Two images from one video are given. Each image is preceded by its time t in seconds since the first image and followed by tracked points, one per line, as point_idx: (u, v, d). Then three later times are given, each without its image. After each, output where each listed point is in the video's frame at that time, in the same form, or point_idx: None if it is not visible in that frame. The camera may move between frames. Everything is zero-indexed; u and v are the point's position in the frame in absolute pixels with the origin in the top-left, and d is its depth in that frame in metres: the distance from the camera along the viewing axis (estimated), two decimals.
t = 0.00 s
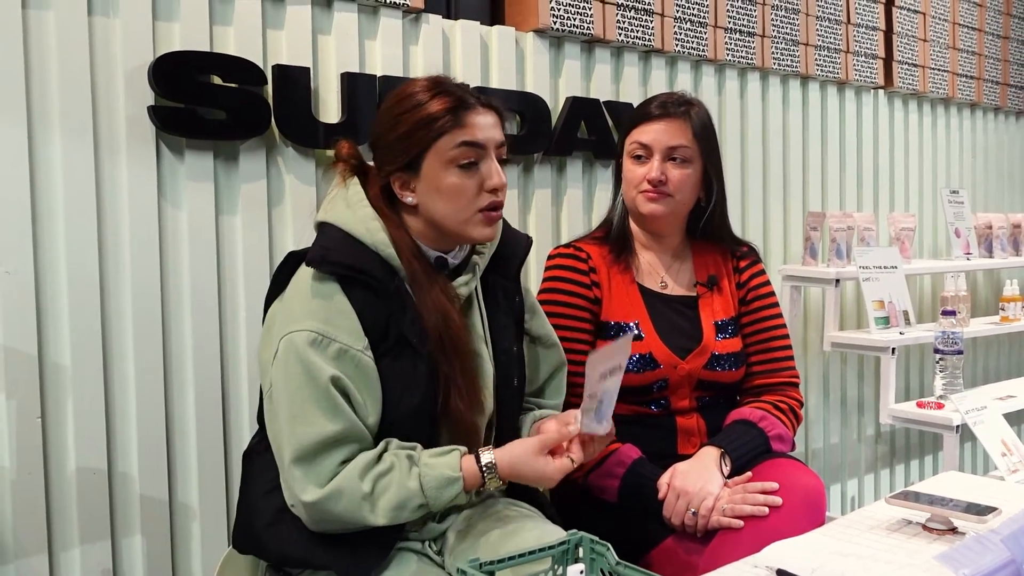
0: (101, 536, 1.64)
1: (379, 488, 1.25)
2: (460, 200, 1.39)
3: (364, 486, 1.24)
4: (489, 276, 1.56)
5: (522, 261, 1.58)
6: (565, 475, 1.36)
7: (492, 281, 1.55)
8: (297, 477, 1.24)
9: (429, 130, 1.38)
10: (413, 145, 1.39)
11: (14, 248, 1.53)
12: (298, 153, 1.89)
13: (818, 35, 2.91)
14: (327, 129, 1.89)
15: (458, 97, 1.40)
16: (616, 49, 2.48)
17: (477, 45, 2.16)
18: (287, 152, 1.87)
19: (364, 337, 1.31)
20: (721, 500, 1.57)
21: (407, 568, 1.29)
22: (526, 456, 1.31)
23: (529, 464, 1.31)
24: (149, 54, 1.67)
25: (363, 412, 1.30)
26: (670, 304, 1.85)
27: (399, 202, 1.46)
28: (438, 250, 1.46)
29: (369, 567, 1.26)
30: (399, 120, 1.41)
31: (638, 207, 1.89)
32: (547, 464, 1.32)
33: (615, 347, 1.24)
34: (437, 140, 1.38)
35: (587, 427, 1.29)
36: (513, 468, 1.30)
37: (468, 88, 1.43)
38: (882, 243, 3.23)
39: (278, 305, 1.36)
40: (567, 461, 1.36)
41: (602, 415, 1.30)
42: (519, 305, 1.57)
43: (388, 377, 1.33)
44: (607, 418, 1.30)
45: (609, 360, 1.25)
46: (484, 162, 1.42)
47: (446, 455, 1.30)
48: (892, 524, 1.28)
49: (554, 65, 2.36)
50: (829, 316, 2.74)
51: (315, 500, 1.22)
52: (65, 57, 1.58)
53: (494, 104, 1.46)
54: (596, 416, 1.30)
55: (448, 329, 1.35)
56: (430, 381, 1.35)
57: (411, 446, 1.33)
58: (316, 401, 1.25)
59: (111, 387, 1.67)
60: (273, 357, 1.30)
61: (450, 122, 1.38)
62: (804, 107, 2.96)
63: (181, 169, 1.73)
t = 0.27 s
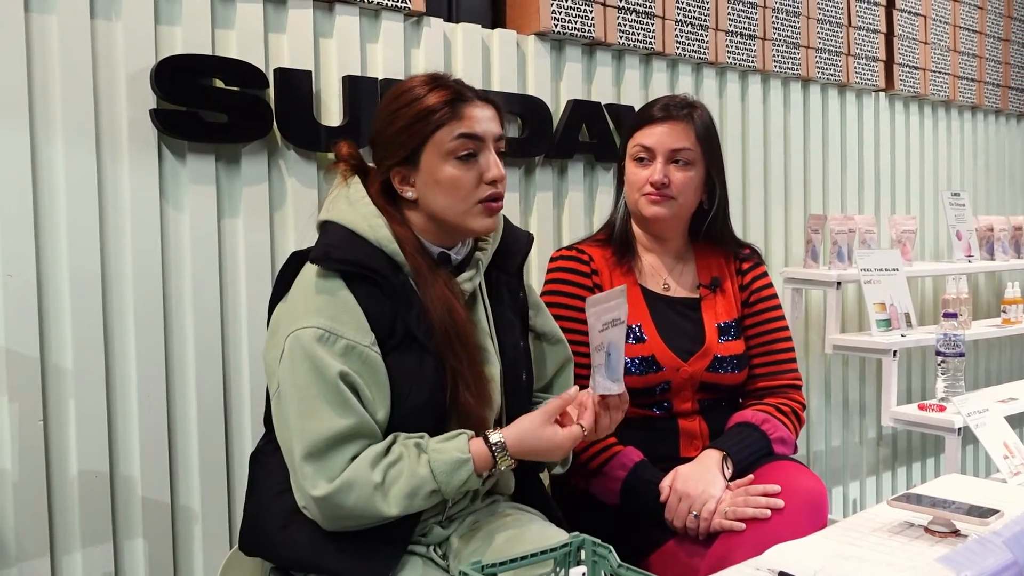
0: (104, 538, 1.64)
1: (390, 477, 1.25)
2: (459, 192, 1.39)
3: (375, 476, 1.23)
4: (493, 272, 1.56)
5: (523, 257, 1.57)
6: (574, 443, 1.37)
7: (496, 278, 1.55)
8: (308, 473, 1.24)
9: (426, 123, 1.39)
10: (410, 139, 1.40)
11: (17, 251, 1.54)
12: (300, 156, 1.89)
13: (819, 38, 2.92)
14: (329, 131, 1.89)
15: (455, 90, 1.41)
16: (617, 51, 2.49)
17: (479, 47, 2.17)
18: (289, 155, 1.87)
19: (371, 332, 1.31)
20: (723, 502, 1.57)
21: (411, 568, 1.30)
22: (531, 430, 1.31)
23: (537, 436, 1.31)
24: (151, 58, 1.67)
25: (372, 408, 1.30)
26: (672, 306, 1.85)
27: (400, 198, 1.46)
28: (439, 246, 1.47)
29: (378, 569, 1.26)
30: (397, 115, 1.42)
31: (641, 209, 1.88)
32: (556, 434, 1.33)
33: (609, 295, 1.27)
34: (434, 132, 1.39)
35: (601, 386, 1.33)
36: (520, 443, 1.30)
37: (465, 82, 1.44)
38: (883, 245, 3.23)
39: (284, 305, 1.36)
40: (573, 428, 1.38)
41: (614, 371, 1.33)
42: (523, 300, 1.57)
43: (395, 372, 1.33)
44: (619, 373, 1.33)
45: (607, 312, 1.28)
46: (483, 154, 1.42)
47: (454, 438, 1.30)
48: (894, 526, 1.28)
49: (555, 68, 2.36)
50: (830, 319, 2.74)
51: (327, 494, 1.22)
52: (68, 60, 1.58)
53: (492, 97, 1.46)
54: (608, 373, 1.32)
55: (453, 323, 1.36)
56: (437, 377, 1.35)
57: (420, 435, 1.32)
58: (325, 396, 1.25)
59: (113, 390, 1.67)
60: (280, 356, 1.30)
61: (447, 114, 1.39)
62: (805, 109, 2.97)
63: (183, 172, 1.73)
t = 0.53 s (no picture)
0: (105, 541, 1.64)
1: (391, 480, 1.25)
2: (462, 198, 1.39)
3: (377, 479, 1.24)
4: (496, 275, 1.56)
5: (527, 260, 1.57)
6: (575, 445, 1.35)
7: (499, 281, 1.55)
8: (309, 477, 1.24)
9: (432, 127, 1.39)
10: (416, 142, 1.40)
11: (19, 253, 1.54)
12: (302, 158, 1.89)
13: (820, 40, 2.92)
14: (331, 134, 1.89)
15: (462, 96, 1.41)
16: (619, 54, 2.49)
17: (480, 50, 2.17)
18: (291, 158, 1.88)
19: (373, 335, 1.31)
20: (724, 505, 1.57)
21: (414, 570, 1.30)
22: (530, 430, 1.31)
23: (536, 437, 1.31)
24: (153, 61, 1.67)
25: (374, 411, 1.30)
26: (674, 309, 1.85)
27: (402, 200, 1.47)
28: (441, 249, 1.47)
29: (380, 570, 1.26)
30: (403, 117, 1.42)
31: (644, 212, 1.89)
32: (555, 434, 1.33)
33: (588, 302, 1.27)
34: (439, 138, 1.39)
35: (585, 396, 1.30)
36: (520, 444, 1.30)
37: (472, 87, 1.44)
38: (885, 248, 3.23)
39: (286, 308, 1.36)
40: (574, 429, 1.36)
41: (596, 379, 1.30)
42: (526, 304, 1.57)
43: (397, 375, 1.33)
44: (603, 381, 1.30)
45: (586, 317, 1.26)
46: (488, 161, 1.42)
47: (454, 439, 1.30)
48: (896, 528, 1.28)
49: (556, 70, 2.37)
50: (832, 321, 2.74)
51: (329, 498, 1.22)
52: (70, 64, 1.59)
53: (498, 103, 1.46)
54: (591, 381, 1.30)
55: (456, 326, 1.36)
56: (440, 380, 1.35)
57: (421, 436, 1.32)
58: (327, 399, 1.25)
59: (115, 392, 1.67)
60: (282, 359, 1.31)
61: (453, 119, 1.39)
62: (807, 112, 2.97)
63: (185, 175, 1.73)
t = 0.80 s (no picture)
0: (107, 542, 1.64)
1: (394, 482, 1.25)
2: (465, 200, 1.39)
3: (379, 481, 1.24)
4: (498, 276, 1.56)
5: (530, 261, 1.57)
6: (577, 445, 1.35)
7: (501, 282, 1.55)
8: (312, 479, 1.25)
9: (437, 128, 1.39)
10: (420, 143, 1.40)
11: (22, 255, 1.54)
12: (303, 160, 1.90)
13: (821, 41, 2.92)
14: (332, 135, 1.90)
15: (467, 98, 1.41)
16: (620, 56, 2.49)
17: (481, 51, 2.17)
18: (292, 159, 1.88)
19: (375, 337, 1.31)
20: (726, 506, 1.57)
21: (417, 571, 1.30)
22: (532, 431, 1.31)
23: (538, 438, 1.31)
24: (155, 63, 1.68)
25: (376, 413, 1.30)
26: (675, 310, 1.85)
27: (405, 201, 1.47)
28: (445, 251, 1.47)
29: (382, 570, 1.26)
30: (407, 118, 1.42)
31: (647, 213, 1.89)
32: (556, 435, 1.33)
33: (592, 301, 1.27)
34: (443, 139, 1.39)
35: (584, 395, 1.29)
36: (522, 445, 1.30)
37: (476, 89, 1.44)
38: (886, 248, 3.23)
39: (287, 311, 1.36)
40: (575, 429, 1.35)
41: (594, 379, 1.30)
42: (528, 305, 1.57)
43: (400, 377, 1.33)
44: (602, 380, 1.30)
45: (587, 318, 1.26)
46: (492, 163, 1.42)
47: (456, 441, 1.30)
48: (899, 529, 1.28)
49: (558, 72, 2.37)
50: (833, 322, 2.74)
51: (331, 500, 1.22)
52: (72, 66, 1.59)
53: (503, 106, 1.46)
54: (589, 381, 1.29)
55: (458, 327, 1.36)
56: (443, 381, 1.35)
57: (422, 438, 1.32)
58: (330, 402, 1.26)
59: (117, 393, 1.67)
60: (285, 361, 1.31)
61: (458, 121, 1.39)
62: (808, 113, 2.97)
63: (187, 176, 1.74)
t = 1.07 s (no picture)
0: (108, 542, 1.64)
1: (394, 481, 1.25)
2: (466, 201, 1.39)
3: (379, 480, 1.24)
4: (498, 276, 1.56)
5: (530, 261, 1.57)
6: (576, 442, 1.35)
7: (501, 282, 1.55)
8: (312, 479, 1.25)
9: (437, 128, 1.39)
10: (421, 143, 1.40)
11: (23, 255, 1.54)
12: (304, 160, 1.90)
13: (822, 41, 2.92)
14: (333, 135, 1.90)
15: (468, 99, 1.41)
16: (620, 56, 2.49)
17: (482, 51, 2.17)
18: (293, 160, 1.88)
19: (375, 337, 1.31)
20: (727, 506, 1.57)
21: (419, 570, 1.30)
22: (532, 428, 1.31)
23: (538, 434, 1.31)
24: (156, 63, 1.68)
25: (377, 413, 1.30)
26: (676, 310, 1.85)
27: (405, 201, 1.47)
28: (445, 251, 1.47)
29: (383, 569, 1.26)
30: (408, 118, 1.42)
31: (648, 213, 1.88)
32: (556, 431, 1.33)
33: (599, 300, 1.26)
34: (444, 140, 1.39)
35: (584, 394, 1.30)
36: (522, 442, 1.30)
37: (477, 89, 1.44)
38: (887, 249, 3.23)
39: (288, 311, 1.36)
40: (574, 426, 1.36)
41: (594, 377, 1.30)
42: (528, 304, 1.57)
43: (400, 378, 1.33)
44: (602, 379, 1.31)
45: (592, 315, 1.25)
46: (493, 164, 1.42)
47: (456, 440, 1.30)
48: (900, 529, 1.28)
49: (558, 72, 2.37)
50: (834, 322, 2.74)
51: (332, 500, 1.22)
52: (73, 66, 1.59)
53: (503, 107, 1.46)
54: (590, 379, 1.30)
55: (459, 327, 1.36)
56: (443, 381, 1.35)
57: (422, 437, 1.32)
58: (331, 402, 1.26)
59: (118, 393, 1.67)
60: (285, 362, 1.31)
61: (459, 121, 1.39)
62: (809, 113, 2.97)
63: (188, 176, 1.74)
